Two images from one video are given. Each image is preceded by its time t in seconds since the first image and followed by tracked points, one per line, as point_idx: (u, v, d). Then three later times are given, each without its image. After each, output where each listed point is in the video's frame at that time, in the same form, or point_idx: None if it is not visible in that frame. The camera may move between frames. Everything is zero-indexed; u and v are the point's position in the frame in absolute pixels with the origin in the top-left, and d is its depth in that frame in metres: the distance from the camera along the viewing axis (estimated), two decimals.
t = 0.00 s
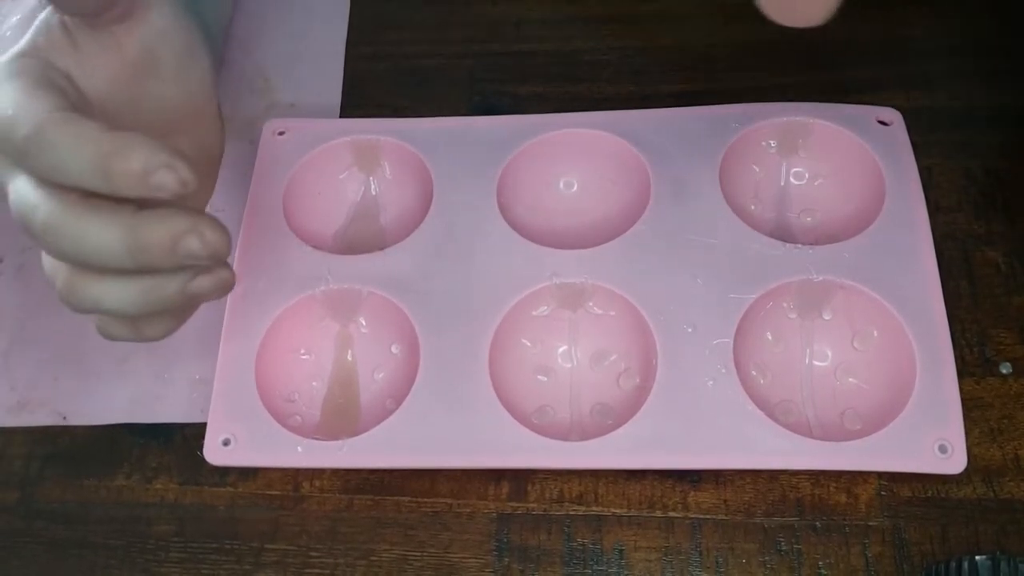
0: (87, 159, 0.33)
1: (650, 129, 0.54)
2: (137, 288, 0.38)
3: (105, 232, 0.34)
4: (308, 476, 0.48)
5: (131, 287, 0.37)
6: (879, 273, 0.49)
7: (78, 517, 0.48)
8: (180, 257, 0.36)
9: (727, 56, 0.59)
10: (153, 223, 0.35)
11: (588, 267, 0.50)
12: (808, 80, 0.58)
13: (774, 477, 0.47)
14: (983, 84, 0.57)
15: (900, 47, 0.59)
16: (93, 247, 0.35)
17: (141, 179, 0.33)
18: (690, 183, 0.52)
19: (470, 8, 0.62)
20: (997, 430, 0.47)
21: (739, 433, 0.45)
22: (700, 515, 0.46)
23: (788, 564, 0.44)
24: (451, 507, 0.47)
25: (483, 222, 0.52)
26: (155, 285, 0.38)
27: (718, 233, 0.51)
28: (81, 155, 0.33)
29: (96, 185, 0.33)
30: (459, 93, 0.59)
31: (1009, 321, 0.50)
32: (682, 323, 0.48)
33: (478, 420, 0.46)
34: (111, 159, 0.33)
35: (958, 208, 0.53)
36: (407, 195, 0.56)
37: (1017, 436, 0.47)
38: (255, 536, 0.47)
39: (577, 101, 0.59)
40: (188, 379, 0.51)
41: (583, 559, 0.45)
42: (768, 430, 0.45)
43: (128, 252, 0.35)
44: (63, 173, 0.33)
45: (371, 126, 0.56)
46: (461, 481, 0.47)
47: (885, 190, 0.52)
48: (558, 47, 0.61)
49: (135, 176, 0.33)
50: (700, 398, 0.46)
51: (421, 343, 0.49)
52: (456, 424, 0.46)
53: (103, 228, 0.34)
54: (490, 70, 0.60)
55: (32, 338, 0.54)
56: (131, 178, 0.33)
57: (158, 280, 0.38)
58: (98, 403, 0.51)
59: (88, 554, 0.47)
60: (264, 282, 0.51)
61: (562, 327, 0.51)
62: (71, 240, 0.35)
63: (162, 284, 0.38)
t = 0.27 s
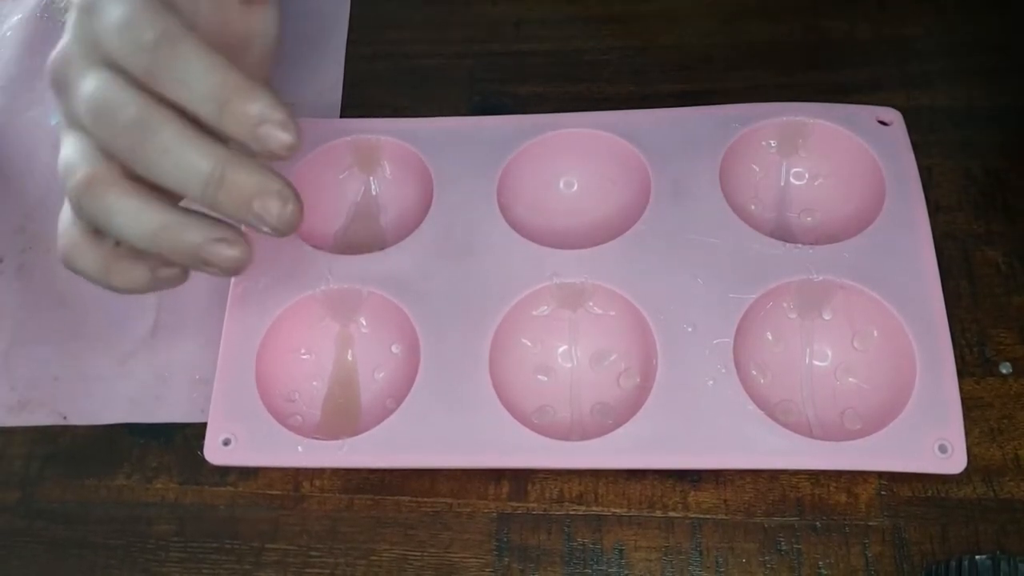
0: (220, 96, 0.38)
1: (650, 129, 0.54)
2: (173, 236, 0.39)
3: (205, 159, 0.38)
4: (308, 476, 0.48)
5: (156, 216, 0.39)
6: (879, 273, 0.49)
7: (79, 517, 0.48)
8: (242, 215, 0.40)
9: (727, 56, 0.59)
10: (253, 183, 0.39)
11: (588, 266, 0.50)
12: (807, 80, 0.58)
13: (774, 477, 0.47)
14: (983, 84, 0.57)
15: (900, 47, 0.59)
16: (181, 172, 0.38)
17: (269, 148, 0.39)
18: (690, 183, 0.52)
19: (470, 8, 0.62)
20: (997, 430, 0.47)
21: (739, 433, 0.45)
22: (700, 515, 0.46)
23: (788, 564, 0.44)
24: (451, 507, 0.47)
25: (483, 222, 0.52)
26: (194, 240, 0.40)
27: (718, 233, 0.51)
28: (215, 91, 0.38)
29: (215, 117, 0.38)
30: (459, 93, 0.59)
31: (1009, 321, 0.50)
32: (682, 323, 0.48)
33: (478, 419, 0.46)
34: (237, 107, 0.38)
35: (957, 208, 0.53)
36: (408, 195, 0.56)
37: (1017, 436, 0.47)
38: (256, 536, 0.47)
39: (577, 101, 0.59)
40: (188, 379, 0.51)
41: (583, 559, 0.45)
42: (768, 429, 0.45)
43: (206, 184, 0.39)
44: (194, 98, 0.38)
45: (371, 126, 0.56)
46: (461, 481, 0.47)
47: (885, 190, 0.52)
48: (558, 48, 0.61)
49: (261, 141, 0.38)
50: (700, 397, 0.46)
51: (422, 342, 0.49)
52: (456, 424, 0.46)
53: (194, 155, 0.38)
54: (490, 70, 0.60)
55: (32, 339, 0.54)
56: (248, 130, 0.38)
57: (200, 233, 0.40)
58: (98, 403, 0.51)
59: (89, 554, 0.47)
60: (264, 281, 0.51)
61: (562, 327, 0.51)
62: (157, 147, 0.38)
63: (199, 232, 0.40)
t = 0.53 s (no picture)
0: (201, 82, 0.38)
1: (649, 129, 0.54)
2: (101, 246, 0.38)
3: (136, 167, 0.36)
4: (307, 477, 0.48)
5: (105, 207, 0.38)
6: (878, 273, 0.49)
7: (78, 518, 0.48)
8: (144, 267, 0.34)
9: (727, 56, 0.59)
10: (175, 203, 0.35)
11: (588, 267, 0.50)
12: (808, 80, 0.58)
13: (774, 478, 0.47)
14: (984, 84, 0.57)
15: (900, 47, 0.59)
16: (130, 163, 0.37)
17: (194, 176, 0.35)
18: (690, 183, 0.52)
19: (470, 8, 0.62)
20: (997, 430, 0.47)
21: (739, 434, 0.45)
22: (700, 516, 0.46)
23: (788, 565, 0.44)
24: (451, 508, 0.47)
25: (483, 222, 0.52)
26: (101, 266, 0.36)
27: (718, 233, 0.51)
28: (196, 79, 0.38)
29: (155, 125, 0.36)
30: (459, 93, 0.59)
31: (1010, 321, 0.50)
32: (682, 324, 0.48)
33: (478, 420, 0.46)
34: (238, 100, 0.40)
35: (958, 208, 0.53)
36: (407, 195, 0.56)
37: (1018, 436, 0.47)
38: (255, 537, 0.47)
39: (577, 101, 0.58)
40: (187, 380, 0.51)
41: (583, 560, 0.45)
42: (769, 430, 0.45)
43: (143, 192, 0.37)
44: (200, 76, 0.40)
45: (371, 126, 0.55)
46: (461, 482, 0.47)
47: (885, 190, 0.51)
48: (558, 47, 0.61)
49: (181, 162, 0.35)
50: (700, 398, 0.46)
51: (421, 343, 0.49)
52: (456, 425, 0.46)
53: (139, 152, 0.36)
54: (490, 70, 0.60)
55: (31, 340, 0.54)
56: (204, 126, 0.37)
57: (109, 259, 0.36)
58: (97, 404, 0.51)
59: (88, 555, 0.47)
60: (263, 282, 0.51)
61: (562, 328, 0.51)
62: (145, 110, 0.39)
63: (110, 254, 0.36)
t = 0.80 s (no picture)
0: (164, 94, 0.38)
1: (650, 129, 0.54)
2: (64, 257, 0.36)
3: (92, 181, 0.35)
4: (308, 476, 0.48)
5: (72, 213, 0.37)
6: (878, 273, 0.49)
7: (78, 517, 0.48)
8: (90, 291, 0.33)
9: (727, 56, 0.59)
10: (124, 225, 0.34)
11: (589, 266, 0.50)
12: (808, 80, 0.58)
13: (775, 477, 0.47)
14: (984, 84, 0.57)
15: (900, 47, 0.59)
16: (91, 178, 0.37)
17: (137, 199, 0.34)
18: (690, 183, 0.52)
19: (471, 8, 0.62)
20: (997, 430, 0.47)
21: (739, 433, 0.45)
22: (700, 515, 0.46)
23: (788, 564, 0.44)
24: (451, 507, 0.47)
25: (483, 222, 0.52)
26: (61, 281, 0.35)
27: (718, 233, 0.51)
28: (159, 91, 0.38)
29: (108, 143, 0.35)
30: (459, 93, 0.59)
31: (1010, 321, 0.50)
32: (682, 324, 0.48)
33: (479, 420, 0.46)
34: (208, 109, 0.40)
35: (958, 207, 0.53)
36: (408, 195, 0.56)
37: (1018, 436, 0.47)
38: (256, 536, 0.47)
39: (577, 101, 0.59)
40: (188, 379, 0.51)
41: (583, 559, 0.45)
42: (769, 430, 0.45)
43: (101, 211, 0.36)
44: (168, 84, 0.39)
45: (371, 126, 0.56)
46: (461, 481, 0.47)
47: (885, 190, 0.51)
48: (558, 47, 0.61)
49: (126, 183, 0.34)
50: (700, 397, 0.46)
51: (421, 343, 0.49)
52: (456, 425, 0.46)
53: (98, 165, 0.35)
54: (491, 70, 0.60)
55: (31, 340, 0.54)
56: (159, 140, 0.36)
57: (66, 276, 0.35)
58: (98, 403, 0.51)
59: (89, 554, 0.47)
60: (264, 282, 0.51)
61: (562, 327, 0.51)
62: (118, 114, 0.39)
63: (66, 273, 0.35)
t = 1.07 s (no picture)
0: (116, 120, 0.37)
1: (649, 129, 0.54)
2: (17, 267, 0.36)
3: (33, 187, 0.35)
4: (308, 477, 0.48)
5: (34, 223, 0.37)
6: (878, 273, 0.49)
7: (78, 517, 0.48)
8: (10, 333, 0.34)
9: (728, 56, 0.59)
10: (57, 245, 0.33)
11: (588, 267, 0.50)
12: (808, 80, 0.58)
13: (775, 477, 0.47)
14: (984, 84, 0.57)
15: (900, 47, 0.59)
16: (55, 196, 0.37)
17: (52, 231, 0.33)
18: (690, 183, 0.52)
19: (471, 8, 0.62)
20: (997, 430, 0.47)
21: (739, 433, 0.45)
22: (700, 515, 0.46)
23: (788, 564, 0.44)
24: (451, 507, 0.47)
25: (482, 222, 0.52)
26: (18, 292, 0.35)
27: (718, 233, 0.51)
28: (112, 115, 0.37)
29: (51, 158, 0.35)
30: (459, 93, 0.59)
31: (1009, 321, 0.50)
32: (682, 324, 0.48)
33: (478, 420, 0.46)
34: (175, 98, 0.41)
35: (958, 207, 0.53)
36: (407, 195, 0.56)
37: (1017, 436, 0.47)
38: (256, 537, 0.47)
39: (577, 101, 0.59)
40: (188, 379, 0.51)
41: (583, 559, 0.45)
42: (768, 430, 0.45)
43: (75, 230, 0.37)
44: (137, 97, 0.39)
45: (371, 126, 0.56)
46: (461, 481, 0.47)
47: (885, 189, 0.51)
48: (558, 47, 0.61)
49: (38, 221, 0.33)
50: (700, 397, 0.46)
51: (421, 343, 0.49)
52: (456, 425, 0.46)
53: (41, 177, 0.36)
54: (491, 70, 0.60)
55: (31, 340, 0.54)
56: (99, 169, 0.36)
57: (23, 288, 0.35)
58: (97, 403, 0.51)
59: (89, 555, 0.47)
60: (264, 282, 0.51)
61: (561, 327, 0.51)
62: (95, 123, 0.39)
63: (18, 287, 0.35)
